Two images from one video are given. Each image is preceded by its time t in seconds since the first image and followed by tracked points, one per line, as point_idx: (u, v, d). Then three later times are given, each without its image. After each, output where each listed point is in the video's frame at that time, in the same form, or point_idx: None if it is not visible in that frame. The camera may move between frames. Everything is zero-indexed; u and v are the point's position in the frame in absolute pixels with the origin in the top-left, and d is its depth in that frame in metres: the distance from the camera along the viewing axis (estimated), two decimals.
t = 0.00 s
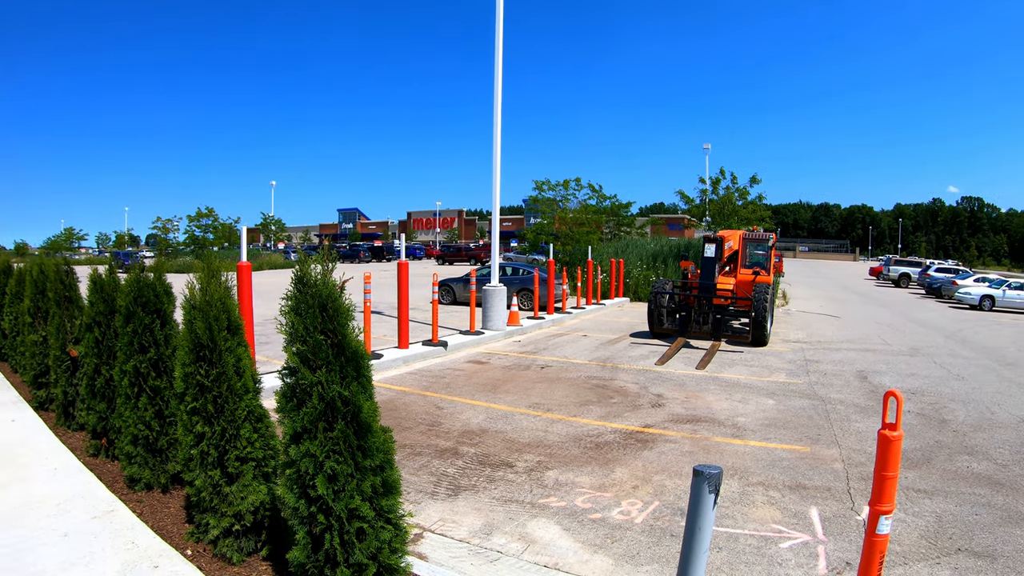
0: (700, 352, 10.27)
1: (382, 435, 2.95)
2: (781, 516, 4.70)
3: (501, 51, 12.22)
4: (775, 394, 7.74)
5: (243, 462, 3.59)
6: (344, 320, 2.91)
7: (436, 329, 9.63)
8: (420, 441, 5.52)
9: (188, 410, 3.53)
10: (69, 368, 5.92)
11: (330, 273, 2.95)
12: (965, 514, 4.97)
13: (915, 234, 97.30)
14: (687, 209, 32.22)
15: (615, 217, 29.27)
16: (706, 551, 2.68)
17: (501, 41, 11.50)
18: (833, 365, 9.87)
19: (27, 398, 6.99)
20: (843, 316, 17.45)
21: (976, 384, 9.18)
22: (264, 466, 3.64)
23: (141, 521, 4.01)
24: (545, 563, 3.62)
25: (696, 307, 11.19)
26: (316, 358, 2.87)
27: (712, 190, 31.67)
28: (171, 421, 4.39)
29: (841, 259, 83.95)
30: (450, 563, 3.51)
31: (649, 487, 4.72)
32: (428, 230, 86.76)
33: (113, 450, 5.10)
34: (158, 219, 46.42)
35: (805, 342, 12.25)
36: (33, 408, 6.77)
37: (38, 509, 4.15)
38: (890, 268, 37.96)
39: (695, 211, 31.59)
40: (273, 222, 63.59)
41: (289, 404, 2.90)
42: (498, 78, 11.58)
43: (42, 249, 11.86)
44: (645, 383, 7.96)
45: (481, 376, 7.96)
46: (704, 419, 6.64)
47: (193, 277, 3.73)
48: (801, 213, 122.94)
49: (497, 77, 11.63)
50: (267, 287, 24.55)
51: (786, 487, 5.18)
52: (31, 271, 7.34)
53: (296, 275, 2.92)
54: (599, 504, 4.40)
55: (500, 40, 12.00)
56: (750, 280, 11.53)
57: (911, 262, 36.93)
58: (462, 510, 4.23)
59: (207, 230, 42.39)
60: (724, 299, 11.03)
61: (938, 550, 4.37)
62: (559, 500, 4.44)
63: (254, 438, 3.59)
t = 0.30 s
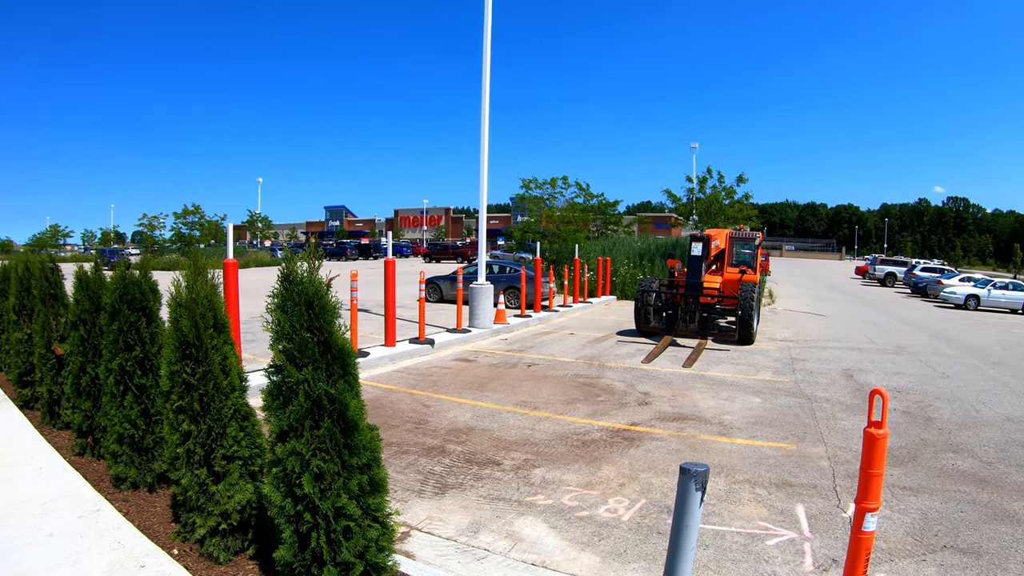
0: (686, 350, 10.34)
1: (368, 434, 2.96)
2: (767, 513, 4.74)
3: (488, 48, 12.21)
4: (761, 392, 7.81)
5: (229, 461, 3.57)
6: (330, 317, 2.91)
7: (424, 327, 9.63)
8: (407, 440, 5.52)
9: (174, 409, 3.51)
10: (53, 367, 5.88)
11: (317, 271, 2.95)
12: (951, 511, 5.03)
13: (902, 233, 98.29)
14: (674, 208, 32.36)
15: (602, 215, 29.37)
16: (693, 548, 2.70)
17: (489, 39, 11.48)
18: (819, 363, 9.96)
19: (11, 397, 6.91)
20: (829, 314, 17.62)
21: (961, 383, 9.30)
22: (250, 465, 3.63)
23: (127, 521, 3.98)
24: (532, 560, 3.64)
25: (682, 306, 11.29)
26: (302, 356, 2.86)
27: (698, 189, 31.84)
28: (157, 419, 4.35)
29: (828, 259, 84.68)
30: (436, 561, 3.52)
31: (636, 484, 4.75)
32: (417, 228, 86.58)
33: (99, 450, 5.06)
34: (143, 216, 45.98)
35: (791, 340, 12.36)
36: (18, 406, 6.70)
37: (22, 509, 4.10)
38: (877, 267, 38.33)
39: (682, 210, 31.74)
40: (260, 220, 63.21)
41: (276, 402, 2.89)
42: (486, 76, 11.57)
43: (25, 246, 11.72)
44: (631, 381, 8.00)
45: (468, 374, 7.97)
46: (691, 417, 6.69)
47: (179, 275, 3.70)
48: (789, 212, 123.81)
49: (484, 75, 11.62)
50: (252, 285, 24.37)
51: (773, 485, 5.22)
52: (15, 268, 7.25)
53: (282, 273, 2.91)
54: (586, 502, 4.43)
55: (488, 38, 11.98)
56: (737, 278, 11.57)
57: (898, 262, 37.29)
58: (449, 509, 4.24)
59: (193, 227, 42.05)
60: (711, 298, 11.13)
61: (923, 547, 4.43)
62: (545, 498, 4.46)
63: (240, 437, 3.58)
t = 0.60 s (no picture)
0: (676, 349, 10.38)
1: (358, 433, 2.95)
2: (757, 512, 4.77)
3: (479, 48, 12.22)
4: (751, 391, 7.85)
5: (219, 461, 3.56)
6: (320, 316, 2.90)
7: (414, 327, 9.61)
8: (397, 439, 5.51)
9: (162, 409, 3.49)
10: (42, 366, 5.83)
11: (306, 270, 2.94)
12: (941, 509, 5.08)
13: (891, 234, 99.09)
14: (664, 208, 32.48)
15: (592, 215, 29.45)
16: (683, 546, 2.72)
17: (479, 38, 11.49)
18: (809, 362, 10.03)
19: None
20: (819, 314, 17.75)
21: (950, 381, 9.39)
22: (240, 465, 3.61)
23: (117, 521, 3.95)
24: (522, 560, 3.64)
25: (672, 306, 11.44)
26: (291, 356, 2.85)
27: (689, 189, 31.97)
28: (146, 419, 4.33)
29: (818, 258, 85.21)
30: (426, 561, 3.52)
31: (627, 483, 4.77)
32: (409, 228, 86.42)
33: (88, 450, 5.02)
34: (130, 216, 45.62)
35: (780, 339, 12.43)
36: (6, 407, 6.64)
37: (9, 510, 4.06)
38: (866, 267, 38.62)
39: (672, 210, 31.86)
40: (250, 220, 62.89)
41: (265, 401, 2.88)
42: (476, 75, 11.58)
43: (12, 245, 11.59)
44: (622, 380, 8.02)
45: (458, 373, 7.97)
46: (681, 416, 6.72)
47: (168, 273, 3.68)
48: (780, 212, 124.52)
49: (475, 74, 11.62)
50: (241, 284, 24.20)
51: (763, 484, 5.25)
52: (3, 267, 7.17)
53: (271, 271, 2.90)
54: (576, 501, 4.44)
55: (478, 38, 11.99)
56: (726, 278, 11.45)
57: (887, 262, 37.57)
58: (439, 508, 4.24)
59: (181, 226, 41.75)
60: (701, 298, 11.27)
61: (913, 545, 4.47)
62: (536, 498, 4.46)
63: (229, 437, 3.57)
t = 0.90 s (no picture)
0: (669, 348, 10.42)
1: (350, 431, 2.95)
2: (750, 510, 4.79)
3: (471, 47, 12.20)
4: (743, 389, 7.88)
5: (210, 460, 3.55)
6: (312, 315, 2.90)
7: (406, 326, 9.61)
8: (389, 438, 5.50)
9: (153, 408, 3.47)
10: (33, 366, 5.80)
11: (298, 268, 2.93)
12: (934, 506, 5.12)
13: (883, 233, 99.65)
14: (657, 207, 32.58)
15: (584, 214, 29.52)
16: (676, 543, 2.73)
17: (472, 37, 11.49)
18: (801, 361, 10.08)
19: None
20: (811, 312, 17.82)
21: (941, 379, 9.45)
22: (232, 464, 3.60)
23: (109, 521, 3.93)
24: (516, 558, 3.65)
25: (665, 304, 11.47)
26: (283, 353, 2.85)
27: (681, 188, 32.09)
28: (137, 419, 4.31)
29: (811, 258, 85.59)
30: (419, 561, 3.52)
31: (619, 482, 4.78)
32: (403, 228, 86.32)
33: (79, 450, 4.99)
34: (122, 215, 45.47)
35: (773, 338, 12.49)
36: None
37: None
38: (858, 267, 38.85)
39: (665, 209, 31.96)
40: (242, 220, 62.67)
41: (257, 400, 2.87)
42: (468, 74, 11.57)
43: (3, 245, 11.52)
44: (614, 379, 8.04)
45: (451, 372, 7.97)
46: (674, 414, 6.74)
47: (159, 272, 3.67)
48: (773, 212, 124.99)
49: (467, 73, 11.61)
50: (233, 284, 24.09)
51: (756, 482, 5.27)
52: None
53: (263, 269, 2.89)
54: (569, 499, 4.45)
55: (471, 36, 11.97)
56: (719, 276, 11.46)
57: (879, 261, 37.81)
58: (432, 507, 4.24)
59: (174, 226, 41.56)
60: (693, 296, 11.35)
61: (906, 542, 4.50)
62: (529, 496, 4.46)
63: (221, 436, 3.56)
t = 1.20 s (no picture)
0: (662, 347, 10.44)
1: (342, 429, 2.95)
2: (744, 508, 4.81)
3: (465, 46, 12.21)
4: (737, 388, 7.91)
5: (202, 459, 3.55)
6: (303, 312, 2.90)
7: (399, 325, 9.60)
8: (382, 438, 5.50)
9: (146, 407, 3.47)
10: (26, 366, 5.78)
11: (290, 266, 2.93)
12: (928, 504, 5.15)
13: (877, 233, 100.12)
14: (651, 207, 32.66)
15: (578, 214, 29.58)
16: (670, 540, 2.74)
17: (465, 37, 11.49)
18: (795, 360, 10.12)
19: None
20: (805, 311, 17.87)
21: (935, 378, 9.50)
22: (224, 463, 3.60)
23: (101, 522, 3.92)
24: (509, 557, 3.65)
25: (658, 303, 11.46)
26: (275, 351, 2.85)
27: (675, 188, 32.19)
28: (129, 418, 4.29)
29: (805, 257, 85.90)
30: (413, 560, 3.52)
31: (613, 480, 4.79)
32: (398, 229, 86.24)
33: (71, 450, 4.97)
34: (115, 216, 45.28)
35: (766, 337, 12.54)
36: None
37: None
38: (851, 267, 39.02)
39: (659, 209, 32.04)
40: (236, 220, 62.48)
41: (249, 397, 2.87)
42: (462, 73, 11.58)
43: None
44: (608, 378, 8.06)
45: (444, 372, 7.97)
46: (667, 413, 6.76)
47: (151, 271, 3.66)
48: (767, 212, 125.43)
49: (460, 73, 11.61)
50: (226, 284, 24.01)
51: (750, 480, 5.30)
52: None
53: (254, 267, 2.89)
54: (563, 498, 4.45)
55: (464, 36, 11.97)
56: (712, 276, 11.54)
57: (872, 261, 37.99)
58: (425, 506, 4.24)
59: (166, 226, 41.40)
60: (687, 295, 11.33)
61: (900, 539, 4.52)
62: (523, 495, 4.47)
63: (213, 435, 3.56)
